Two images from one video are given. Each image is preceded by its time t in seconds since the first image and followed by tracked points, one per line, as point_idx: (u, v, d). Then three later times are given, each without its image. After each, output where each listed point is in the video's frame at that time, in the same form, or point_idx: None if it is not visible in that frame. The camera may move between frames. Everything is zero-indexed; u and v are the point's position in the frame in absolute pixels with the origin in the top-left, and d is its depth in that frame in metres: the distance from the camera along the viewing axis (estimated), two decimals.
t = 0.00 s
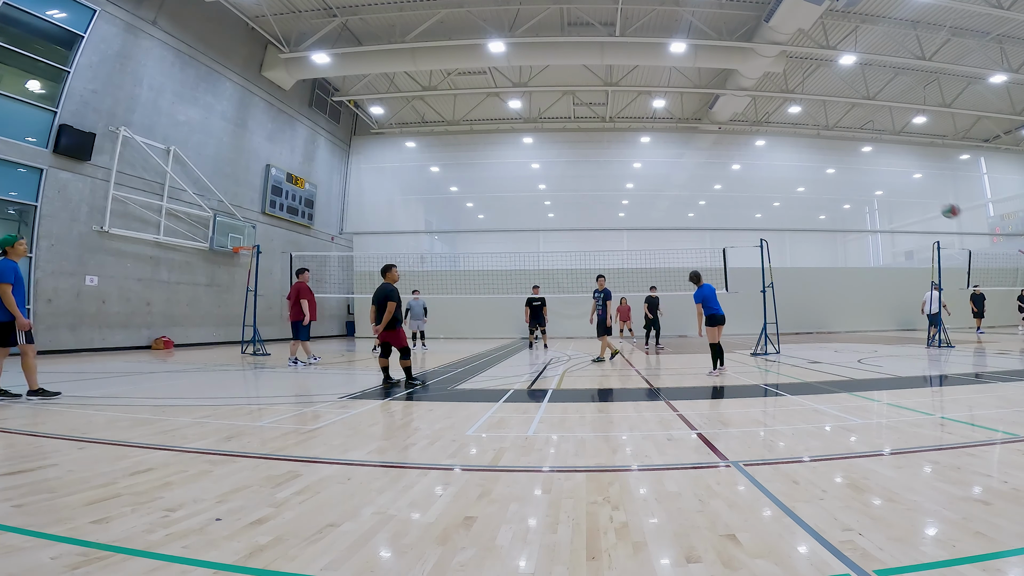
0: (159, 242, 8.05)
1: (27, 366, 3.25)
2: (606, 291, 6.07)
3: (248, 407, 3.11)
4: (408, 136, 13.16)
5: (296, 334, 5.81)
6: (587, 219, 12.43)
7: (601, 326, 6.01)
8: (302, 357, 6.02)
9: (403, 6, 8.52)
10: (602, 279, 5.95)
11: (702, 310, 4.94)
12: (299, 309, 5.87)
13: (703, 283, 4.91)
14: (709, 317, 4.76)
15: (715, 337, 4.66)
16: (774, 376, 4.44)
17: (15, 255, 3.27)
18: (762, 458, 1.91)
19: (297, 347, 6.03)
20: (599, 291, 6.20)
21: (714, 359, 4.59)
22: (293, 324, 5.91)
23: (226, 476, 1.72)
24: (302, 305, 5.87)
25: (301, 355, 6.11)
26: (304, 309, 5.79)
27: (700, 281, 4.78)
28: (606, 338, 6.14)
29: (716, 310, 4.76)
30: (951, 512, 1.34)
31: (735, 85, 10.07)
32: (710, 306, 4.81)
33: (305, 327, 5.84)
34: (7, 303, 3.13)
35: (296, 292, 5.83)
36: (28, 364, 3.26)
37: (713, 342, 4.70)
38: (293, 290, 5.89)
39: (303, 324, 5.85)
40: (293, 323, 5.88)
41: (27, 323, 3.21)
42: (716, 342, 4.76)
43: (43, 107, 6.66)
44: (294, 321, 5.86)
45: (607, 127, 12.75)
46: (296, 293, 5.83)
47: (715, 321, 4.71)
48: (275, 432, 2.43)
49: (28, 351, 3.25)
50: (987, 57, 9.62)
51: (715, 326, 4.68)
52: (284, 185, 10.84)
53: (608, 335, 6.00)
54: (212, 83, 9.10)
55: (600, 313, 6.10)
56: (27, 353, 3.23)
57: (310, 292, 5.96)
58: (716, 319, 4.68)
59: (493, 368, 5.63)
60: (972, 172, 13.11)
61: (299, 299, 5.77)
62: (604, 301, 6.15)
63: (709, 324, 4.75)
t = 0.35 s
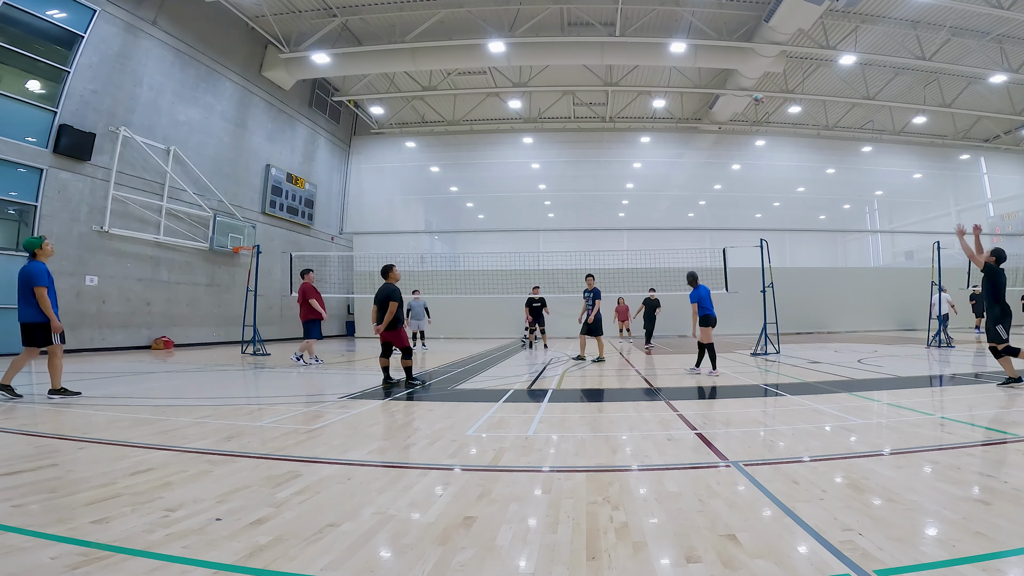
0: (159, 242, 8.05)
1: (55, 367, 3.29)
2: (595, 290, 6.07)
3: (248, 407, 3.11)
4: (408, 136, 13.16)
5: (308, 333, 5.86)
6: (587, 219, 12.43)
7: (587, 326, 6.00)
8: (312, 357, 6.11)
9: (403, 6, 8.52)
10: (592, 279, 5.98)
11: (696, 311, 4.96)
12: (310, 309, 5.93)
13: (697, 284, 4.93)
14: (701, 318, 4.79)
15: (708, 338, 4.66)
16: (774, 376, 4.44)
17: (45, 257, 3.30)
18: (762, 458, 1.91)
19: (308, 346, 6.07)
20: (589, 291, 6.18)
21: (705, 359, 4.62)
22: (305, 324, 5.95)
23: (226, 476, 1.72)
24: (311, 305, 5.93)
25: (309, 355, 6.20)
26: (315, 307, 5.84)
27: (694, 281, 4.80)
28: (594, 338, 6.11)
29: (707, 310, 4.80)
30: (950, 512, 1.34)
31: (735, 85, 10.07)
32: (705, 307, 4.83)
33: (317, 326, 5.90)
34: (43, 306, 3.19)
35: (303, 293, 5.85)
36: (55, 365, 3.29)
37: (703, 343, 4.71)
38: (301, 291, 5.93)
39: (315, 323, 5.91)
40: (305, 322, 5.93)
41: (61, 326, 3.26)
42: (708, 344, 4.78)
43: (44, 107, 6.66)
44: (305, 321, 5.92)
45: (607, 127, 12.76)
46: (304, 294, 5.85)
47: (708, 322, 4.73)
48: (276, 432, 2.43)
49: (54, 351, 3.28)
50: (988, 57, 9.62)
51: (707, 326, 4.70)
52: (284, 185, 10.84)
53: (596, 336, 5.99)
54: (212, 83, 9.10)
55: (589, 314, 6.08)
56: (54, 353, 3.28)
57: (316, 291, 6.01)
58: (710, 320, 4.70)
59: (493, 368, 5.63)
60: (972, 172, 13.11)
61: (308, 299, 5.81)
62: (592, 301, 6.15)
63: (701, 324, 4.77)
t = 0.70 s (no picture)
0: (159, 242, 8.04)
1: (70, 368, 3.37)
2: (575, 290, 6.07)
3: (248, 407, 3.11)
4: (408, 136, 13.16)
5: (314, 332, 5.92)
6: (587, 219, 12.43)
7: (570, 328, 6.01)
8: (323, 356, 6.22)
9: (403, 6, 8.52)
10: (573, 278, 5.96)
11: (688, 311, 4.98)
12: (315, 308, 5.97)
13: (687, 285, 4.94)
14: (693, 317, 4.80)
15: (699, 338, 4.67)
16: (774, 376, 4.44)
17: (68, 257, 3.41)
18: (762, 458, 1.91)
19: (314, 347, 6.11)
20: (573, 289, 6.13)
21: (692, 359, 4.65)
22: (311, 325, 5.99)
23: (226, 476, 1.72)
24: (316, 304, 5.97)
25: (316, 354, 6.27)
26: (320, 307, 5.87)
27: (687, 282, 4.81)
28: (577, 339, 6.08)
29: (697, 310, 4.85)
30: (950, 512, 1.34)
31: (735, 84, 10.07)
32: (695, 307, 4.88)
33: (322, 325, 5.97)
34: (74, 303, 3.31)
35: (309, 293, 5.86)
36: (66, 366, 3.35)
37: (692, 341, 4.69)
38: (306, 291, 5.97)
39: (320, 322, 5.96)
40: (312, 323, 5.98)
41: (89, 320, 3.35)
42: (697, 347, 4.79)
43: (43, 107, 6.65)
44: (310, 321, 5.95)
45: (608, 127, 12.76)
46: (309, 294, 5.87)
47: (700, 322, 4.74)
48: (275, 432, 2.43)
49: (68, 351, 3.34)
50: (988, 57, 9.62)
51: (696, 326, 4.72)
52: (284, 185, 10.84)
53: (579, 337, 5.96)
54: (212, 83, 9.10)
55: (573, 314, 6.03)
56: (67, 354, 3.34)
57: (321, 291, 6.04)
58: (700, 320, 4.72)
59: (492, 368, 5.63)
60: (972, 172, 13.11)
61: (314, 299, 5.82)
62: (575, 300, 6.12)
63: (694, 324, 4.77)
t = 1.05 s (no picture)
0: (159, 242, 8.04)
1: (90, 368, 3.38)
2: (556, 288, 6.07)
3: (248, 407, 3.11)
4: (408, 136, 13.16)
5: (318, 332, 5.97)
6: (588, 219, 12.43)
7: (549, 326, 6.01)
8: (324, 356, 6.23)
9: (403, 6, 8.53)
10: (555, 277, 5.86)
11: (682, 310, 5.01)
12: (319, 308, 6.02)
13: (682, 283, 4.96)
14: (689, 315, 4.82)
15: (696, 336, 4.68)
16: (774, 376, 4.44)
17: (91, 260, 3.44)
18: (762, 458, 1.91)
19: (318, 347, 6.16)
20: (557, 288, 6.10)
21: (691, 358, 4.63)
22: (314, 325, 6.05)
23: (226, 476, 1.72)
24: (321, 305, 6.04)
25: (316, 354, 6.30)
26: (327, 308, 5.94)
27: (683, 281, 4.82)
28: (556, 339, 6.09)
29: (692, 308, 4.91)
30: (951, 512, 1.34)
31: (735, 84, 10.07)
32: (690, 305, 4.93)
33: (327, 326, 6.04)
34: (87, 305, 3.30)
35: (317, 293, 5.95)
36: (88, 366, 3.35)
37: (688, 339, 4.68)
38: (310, 292, 6.01)
39: (325, 323, 6.03)
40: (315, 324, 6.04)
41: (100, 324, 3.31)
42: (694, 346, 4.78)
43: (43, 107, 6.65)
44: (314, 321, 5.98)
45: (608, 127, 12.77)
46: (318, 294, 5.96)
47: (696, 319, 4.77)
48: (275, 432, 2.43)
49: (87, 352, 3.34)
50: (987, 57, 9.62)
51: (693, 326, 4.73)
52: (284, 185, 10.85)
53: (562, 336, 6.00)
54: (212, 83, 9.10)
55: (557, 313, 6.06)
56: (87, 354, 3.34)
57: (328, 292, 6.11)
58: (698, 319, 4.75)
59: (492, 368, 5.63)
60: (972, 172, 13.12)
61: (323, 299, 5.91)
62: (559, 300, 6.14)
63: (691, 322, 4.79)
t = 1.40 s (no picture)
0: (159, 242, 8.04)
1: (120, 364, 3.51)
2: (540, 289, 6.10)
3: (249, 407, 3.11)
4: (408, 136, 13.16)
5: (322, 333, 6.04)
6: (588, 219, 12.43)
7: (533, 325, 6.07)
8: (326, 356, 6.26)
9: (403, 6, 8.53)
10: (537, 277, 5.80)
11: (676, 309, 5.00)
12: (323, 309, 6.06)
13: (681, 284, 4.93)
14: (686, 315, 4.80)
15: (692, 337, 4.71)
16: (775, 376, 4.43)
17: (114, 261, 3.48)
18: (762, 458, 1.91)
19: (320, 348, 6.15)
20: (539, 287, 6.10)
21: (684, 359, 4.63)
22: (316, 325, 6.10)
23: (227, 476, 1.72)
24: (325, 306, 6.10)
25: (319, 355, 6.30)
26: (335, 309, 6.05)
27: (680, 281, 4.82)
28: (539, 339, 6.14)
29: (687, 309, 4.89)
30: (950, 512, 1.34)
31: (735, 84, 10.07)
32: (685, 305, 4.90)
33: (331, 326, 6.10)
34: (109, 306, 3.37)
35: (324, 294, 6.02)
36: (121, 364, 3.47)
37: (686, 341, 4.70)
38: (315, 292, 6.03)
39: (329, 323, 6.09)
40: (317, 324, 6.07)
41: (124, 324, 3.41)
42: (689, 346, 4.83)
43: (43, 107, 6.65)
44: (318, 322, 6.04)
45: (608, 127, 12.77)
46: (325, 294, 6.03)
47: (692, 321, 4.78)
48: (275, 432, 2.43)
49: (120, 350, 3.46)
50: (987, 57, 9.62)
51: (693, 326, 4.74)
52: (284, 185, 10.85)
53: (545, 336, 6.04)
54: (212, 83, 9.10)
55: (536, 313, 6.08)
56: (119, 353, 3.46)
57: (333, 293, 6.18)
58: (695, 319, 4.76)
59: (492, 368, 5.63)
60: (972, 172, 13.13)
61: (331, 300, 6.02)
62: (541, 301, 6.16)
63: (686, 323, 4.79)
